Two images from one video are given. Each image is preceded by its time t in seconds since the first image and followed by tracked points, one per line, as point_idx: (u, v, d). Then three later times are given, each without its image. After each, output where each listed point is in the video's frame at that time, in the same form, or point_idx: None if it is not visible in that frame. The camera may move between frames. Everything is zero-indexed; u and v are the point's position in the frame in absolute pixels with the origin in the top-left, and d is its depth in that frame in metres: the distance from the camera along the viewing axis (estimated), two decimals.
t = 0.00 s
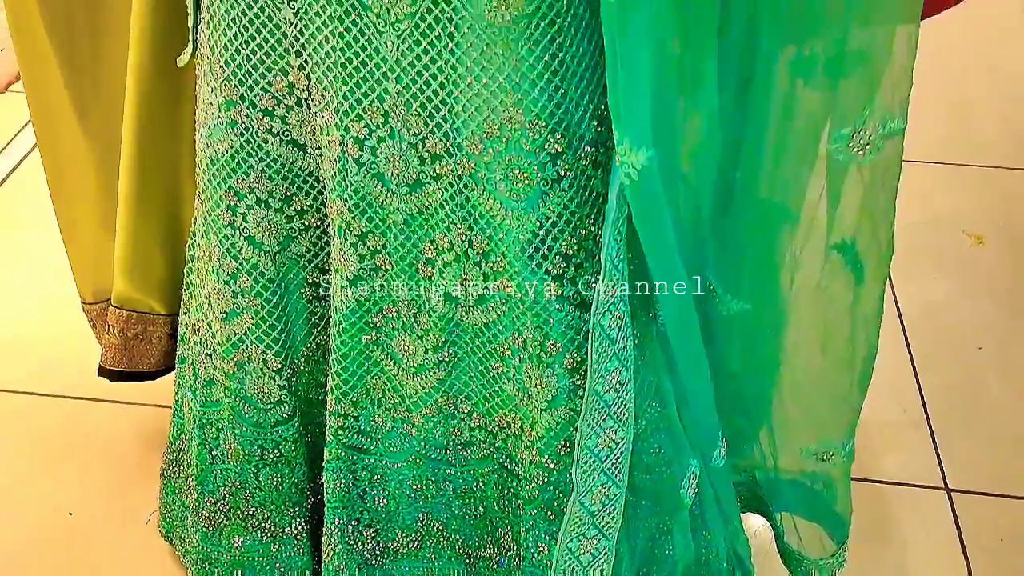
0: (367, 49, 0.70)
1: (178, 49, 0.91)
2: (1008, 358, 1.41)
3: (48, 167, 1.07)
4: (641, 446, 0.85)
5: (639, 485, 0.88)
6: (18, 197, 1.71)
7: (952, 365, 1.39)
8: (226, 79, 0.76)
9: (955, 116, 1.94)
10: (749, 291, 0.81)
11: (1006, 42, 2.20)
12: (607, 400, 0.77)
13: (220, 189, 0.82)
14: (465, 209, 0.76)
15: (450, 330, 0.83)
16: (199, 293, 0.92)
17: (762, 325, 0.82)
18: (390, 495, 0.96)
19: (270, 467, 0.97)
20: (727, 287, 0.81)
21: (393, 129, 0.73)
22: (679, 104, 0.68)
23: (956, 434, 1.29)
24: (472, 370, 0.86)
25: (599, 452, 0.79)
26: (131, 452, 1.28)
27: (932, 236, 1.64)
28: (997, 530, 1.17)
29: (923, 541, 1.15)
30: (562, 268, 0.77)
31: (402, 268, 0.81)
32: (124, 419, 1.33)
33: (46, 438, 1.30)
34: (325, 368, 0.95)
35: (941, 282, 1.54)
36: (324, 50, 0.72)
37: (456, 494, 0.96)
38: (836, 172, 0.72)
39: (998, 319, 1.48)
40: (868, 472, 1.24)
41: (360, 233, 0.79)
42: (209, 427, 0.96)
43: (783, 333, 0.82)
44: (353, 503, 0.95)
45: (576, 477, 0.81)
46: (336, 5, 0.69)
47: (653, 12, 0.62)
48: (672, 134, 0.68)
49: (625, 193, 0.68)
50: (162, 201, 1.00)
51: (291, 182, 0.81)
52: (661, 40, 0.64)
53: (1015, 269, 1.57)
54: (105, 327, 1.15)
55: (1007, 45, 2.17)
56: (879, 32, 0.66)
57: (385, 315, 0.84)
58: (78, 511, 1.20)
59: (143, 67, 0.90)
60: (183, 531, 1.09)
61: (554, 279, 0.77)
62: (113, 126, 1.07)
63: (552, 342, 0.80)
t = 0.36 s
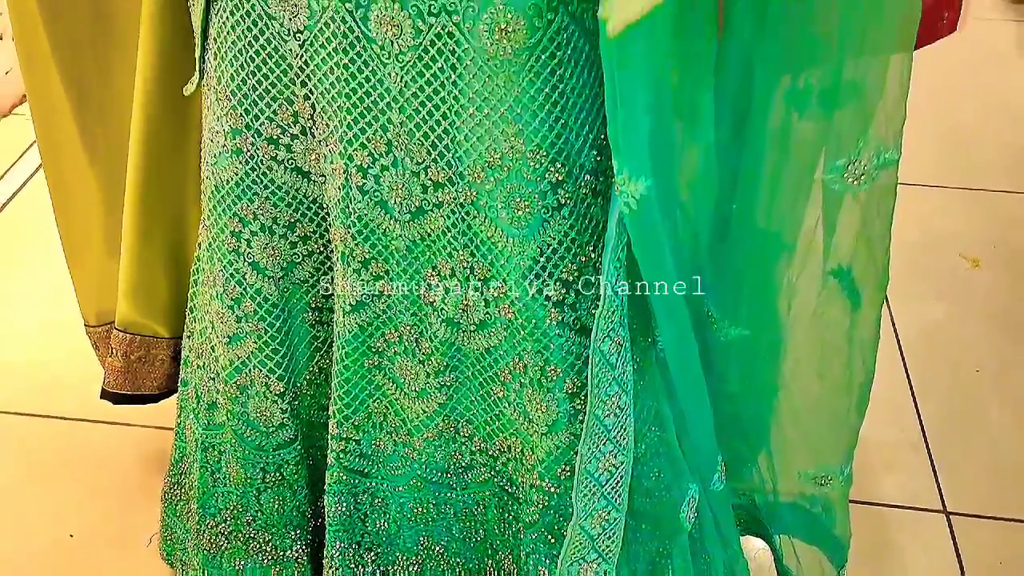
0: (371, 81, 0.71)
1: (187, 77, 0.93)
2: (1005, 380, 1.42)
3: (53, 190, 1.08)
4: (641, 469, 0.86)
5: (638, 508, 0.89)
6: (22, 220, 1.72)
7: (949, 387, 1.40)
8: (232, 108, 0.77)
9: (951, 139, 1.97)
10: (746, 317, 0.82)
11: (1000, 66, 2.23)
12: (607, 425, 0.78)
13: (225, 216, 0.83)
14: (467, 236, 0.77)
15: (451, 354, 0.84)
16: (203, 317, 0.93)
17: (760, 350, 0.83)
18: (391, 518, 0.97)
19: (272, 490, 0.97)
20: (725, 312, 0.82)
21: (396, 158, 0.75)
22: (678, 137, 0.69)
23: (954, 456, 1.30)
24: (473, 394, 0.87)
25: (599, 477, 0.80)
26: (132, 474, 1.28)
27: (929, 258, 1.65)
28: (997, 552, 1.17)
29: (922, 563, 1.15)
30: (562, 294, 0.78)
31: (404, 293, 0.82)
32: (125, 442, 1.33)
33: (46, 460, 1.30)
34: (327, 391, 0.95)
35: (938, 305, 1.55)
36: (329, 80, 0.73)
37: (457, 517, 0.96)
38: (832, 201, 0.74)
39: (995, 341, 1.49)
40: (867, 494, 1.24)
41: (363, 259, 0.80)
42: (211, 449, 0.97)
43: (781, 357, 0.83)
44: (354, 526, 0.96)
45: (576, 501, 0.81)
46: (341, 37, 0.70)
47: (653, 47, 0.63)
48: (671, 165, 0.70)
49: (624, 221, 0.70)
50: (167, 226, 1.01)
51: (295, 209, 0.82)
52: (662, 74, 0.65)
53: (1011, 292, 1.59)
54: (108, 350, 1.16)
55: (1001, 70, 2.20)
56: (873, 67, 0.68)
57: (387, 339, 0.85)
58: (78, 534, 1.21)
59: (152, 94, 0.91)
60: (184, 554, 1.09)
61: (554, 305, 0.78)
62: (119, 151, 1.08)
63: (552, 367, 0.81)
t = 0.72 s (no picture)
0: (375, 122, 0.73)
1: (194, 114, 0.93)
2: (1001, 411, 1.42)
3: (59, 220, 1.09)
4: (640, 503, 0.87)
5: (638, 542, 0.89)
6: (28, 250, 1.73)
7: (947, 418, 1.41)
8: (238, 147, 0.79)
9: (947, 169, 1.98)
10: (744, 353, 0.83)
11: (994, 97, 2.26)
12: (607, 460, 0.79)
13: (230, 252, 0.84)
14: (469, 273, 0.78)
15: (452, 390, 0.85)
16: (206, 350, 0.93)
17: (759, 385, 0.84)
18: (392, 551, 0.97)
19: (273, 522, 0.98)
20: (723, 349, 0.83)
21: (399, 197, 0.76)
22: (676, 180, 0.70)
23: (953, 488, 1.30)
24: (473, 429, 0.88)
25: (599, 511, 0.80)
26: (133, 505, 1.29)
27: (927, 289, 1.66)
28: None
29: None
30: (563, 330, 0.79)
31: (407, 329, 0.83)
32: (126, 472, 1.33)
33: (47, 491, 1.30)
34: (329, 425, 0.96)
35: (935, 335, 1.56)
36: (333, 121, 0.74)
37: (457, 550, 0.96)
38: (828, 241, 0.75)
39: (992, 372, 1.49)
40: (867, 526, 1.24)
41: (366, 295, 0.81)
42: (213, 482, 0.97)
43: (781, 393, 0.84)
44: (355, 559, 0.96)
45: (576, 535, 0.82)
46: (346, 80, 0.72)
47: (652, 92, 0.64)
48: (670, 206, 0.71)
49: (622, 261, 0.70)
50: (172, 258, 1.02)
51: (298, 246, 0.84)
52: (661, 117, 0.66)
53: (1008, 322, 1.60)
54: (112, 381, 1.17)
55: (996, 101, 2.23)
56: (865, 110, 0.69)
57: (390, 374, 0.86)
58: (78, 565, 1.21)
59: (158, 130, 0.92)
60: None
61: (554, 341, 0.79)
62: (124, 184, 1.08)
63: (553, 403, 0.82)
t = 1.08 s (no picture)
0: (379, 155, 0.74)
1: (200, 144, 0.95)
2: (998, 435, 1.43)
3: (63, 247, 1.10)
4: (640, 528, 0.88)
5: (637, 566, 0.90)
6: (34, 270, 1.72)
7: (945, 442, 1.41)
8: (243, 179, 0.80)
9: (942, 193, 2.00)
10: (744, 381, 0.83)
11: (988, 121, 2.28)
12: (607, 487, 0.79)
13: (234, 280, 0.85)
14: (471, 303, 0.80)
15: (454, 417, 0.86)
16: (209, 377, 0.94)
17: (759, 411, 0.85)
18: None
19: (275, 548, 0.98)
20: (723, 376, 0.83)
21: (403, 229, 0.77)
22: (675, 212, 0.71)
23: (951, 512, 1.30)
24: (474, 456, 0.89)
25: (600, 537, 0.81)
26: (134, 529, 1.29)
27: (924, 313, 1.68)
28: None
29: None
30: (564, 359, 0.80)
31: (410, 357, 0.84)
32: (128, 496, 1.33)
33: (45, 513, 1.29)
34: (332, 450, 0.97)
35: (933, 359, 1.57)
36: (338, 154, 0.76)
37: None
38: (825, 274, 0.76)
39: (989, 396, 1.50)
40: (866, 550, 1.24)
41: (370, 323, 0.82)
42: (215, 508, 0.98)
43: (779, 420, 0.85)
44: None
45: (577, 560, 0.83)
46: (352, 115, 0.73)
47: (650, 129, 0.66)
48: (669, 238, 0.72)
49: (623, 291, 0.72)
50: (177, 284, 1.03)
51: (303, 275, 0.85)
52: (659, 153, 0.67)
53: (1004, 346, 1.61)
54: (114, 407, 1.17)
55: (990, 125, 2.26)
56: (861, 147, 0.70)
57: (392, 402, 0.87)
58: None
59: (165, 158, 0.94)
60: None
61: (555, 369, 0.80)
62: (130, 212, 1.09)
63: (553, 430, 0.83)
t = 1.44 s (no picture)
0: (383, 186, 0.76)
1: (205, 174, 0.97)
2: (995, 459, 1.44)
3: (68, 273, 1.11)
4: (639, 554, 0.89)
5: None
6: (38, 294, 1.72)
7: (943, 466, 1.42)
8: (249, 209, 0.81)
9: (937, 217, 2.02)
10: (742, 409, 0.83)
11: (983, 145, 2.30)
12: (607, 513, 0.80)
13: (239, 308, 0.86)
14: (472, 331, 0.81)
15: (455, 444, 0.87)
16: (213, 404, 0.95)
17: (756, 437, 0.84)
18: None
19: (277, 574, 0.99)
20: (721, 404, 0.84)
21: (405, 258, 0.78)
22: (673, 243, 0.72)
23: (950, 536, 1.31)
24: (475, 482, 0.90)
25: (600, 564, 0.82)
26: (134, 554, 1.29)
27: (922, 337, 1.69)
28: None
29: None
30: (564, 387, 0.81)
31: (411, 384, 0.85)
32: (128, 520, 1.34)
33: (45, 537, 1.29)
34: (333, 476, 0.98)
35: (930, 383, 1.58)
36: (342, 185, 0.77)
37: None
38: (820, 307, 0.77)
39: (986, 420, 1.51)
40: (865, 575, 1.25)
41: (372, 351, 0.83)
42: (217, 534, 0.98)
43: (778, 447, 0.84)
44: None
45: None
46: (356, 147, 0.75)
47: (646, 163, 0.67)
48: (666, 268, 0.73)
49: (622, 320, 0.73)
50: (181, 310, 1.04)
51: (306, 303, 0.86)
52: (657, 185, 0.69)
53: (1002, 371, 1.61)
54: (118, 432, 1.18)
55: (984, 150, 2.28)
56: (854, 181, 0.72)
57: (394, 429, 0.88)
58: None
59: (171, 187, 0.95)
60: None
61: (555, 397, 0.81)
62: (134, 238, 1.11)
63: (554, 457, 0.84)
